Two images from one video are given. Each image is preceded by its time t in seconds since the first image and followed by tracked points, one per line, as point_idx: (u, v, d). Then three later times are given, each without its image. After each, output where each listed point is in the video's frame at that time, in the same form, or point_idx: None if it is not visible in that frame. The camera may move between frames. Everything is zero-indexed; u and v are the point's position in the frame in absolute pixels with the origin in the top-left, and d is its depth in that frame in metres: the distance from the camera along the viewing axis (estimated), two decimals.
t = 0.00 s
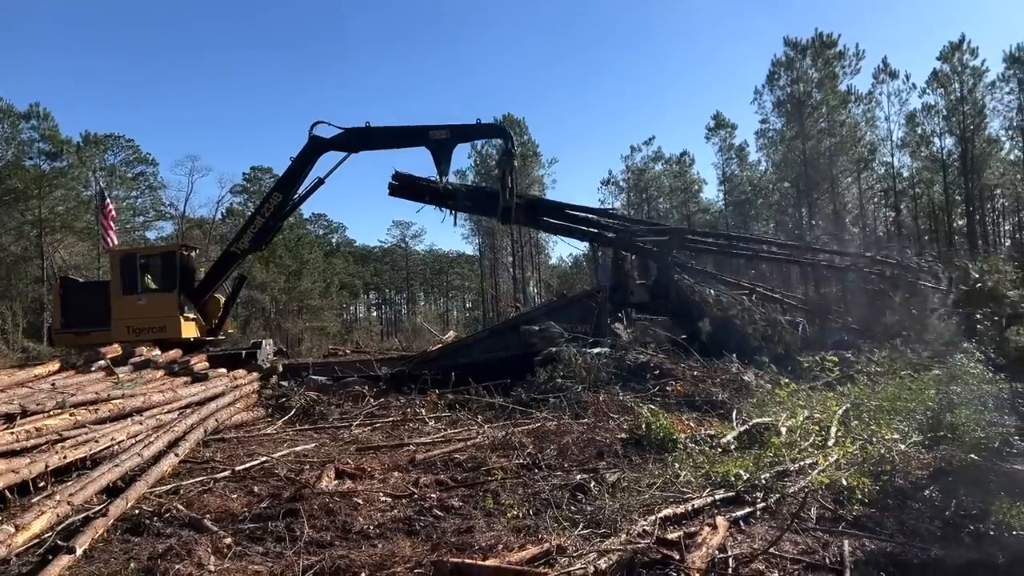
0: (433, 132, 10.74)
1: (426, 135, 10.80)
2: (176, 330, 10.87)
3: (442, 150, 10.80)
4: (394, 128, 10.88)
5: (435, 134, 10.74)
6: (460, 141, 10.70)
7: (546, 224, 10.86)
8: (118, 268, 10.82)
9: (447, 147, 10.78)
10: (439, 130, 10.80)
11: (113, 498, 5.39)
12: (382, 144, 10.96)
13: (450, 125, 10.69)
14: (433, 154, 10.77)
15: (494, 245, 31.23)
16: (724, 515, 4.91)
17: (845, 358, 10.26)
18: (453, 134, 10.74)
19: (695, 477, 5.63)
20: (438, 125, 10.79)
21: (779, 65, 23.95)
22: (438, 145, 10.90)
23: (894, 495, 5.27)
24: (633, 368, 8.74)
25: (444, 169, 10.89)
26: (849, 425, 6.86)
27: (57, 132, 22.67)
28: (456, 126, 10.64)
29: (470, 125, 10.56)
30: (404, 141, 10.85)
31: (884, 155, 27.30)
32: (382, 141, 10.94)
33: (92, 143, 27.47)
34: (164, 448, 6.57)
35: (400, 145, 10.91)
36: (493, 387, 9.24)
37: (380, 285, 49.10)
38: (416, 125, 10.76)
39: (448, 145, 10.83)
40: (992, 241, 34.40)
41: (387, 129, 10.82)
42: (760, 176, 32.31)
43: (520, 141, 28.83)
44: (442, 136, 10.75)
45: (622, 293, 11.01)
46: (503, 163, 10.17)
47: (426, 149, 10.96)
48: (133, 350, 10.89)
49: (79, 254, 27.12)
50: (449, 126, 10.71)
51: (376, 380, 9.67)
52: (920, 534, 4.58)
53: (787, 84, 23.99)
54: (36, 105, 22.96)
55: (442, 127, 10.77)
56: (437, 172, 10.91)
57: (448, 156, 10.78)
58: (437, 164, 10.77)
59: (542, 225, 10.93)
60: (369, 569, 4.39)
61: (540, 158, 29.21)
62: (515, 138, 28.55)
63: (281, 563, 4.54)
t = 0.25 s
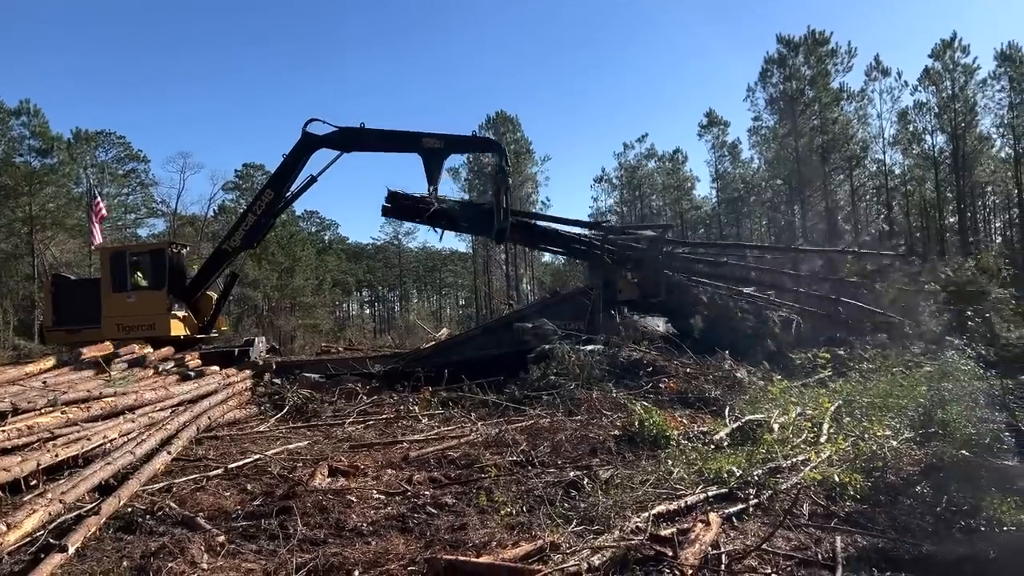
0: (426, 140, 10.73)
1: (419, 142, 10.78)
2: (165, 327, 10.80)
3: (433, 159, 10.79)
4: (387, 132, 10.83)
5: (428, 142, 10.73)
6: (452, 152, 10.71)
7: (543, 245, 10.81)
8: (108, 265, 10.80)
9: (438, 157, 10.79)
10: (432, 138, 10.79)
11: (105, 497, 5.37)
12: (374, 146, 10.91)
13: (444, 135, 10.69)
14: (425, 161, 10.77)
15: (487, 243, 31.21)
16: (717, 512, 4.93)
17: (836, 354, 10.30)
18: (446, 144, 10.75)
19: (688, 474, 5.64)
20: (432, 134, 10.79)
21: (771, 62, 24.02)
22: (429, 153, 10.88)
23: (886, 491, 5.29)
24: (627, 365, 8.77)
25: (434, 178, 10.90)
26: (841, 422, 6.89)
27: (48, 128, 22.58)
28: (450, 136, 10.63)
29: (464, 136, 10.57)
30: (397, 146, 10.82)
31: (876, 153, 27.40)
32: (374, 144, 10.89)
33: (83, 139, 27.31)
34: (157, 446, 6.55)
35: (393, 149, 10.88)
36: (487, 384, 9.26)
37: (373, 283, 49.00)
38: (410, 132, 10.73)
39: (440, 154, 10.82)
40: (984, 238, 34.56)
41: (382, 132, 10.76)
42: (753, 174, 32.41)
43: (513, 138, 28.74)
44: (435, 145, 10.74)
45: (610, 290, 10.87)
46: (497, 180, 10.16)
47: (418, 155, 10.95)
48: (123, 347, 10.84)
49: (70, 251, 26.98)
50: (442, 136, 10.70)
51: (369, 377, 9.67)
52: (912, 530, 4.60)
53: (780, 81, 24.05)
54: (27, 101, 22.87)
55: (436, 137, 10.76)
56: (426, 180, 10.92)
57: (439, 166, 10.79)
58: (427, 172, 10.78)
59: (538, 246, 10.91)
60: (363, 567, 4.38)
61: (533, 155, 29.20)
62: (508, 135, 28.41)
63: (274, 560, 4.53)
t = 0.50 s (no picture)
0: (418, 148, 10.68)
1: (411, 150, 10.72)
2: (157, 323, 10.74)
3: (423, 168, 10.77)
4: (382, 136, 10.68)
5: (420, 150, 10.69)
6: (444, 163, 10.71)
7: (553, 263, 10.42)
8: (101, 263, 10.83)
9: (428, 167, 10.78)
10: (424, 146, 10.74)
11: (101, 494, 5.35)
12: (367, 149, 10.75)
13: (437, 145, 10.69)
14: (415, 169, 10.73)
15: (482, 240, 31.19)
16: (713, 508, 4.95)
17: (831, 351, 10.34)
18: (438, 155, 10.76)
19: (684, 470, 5.65)
20: (423, 144, 10.77)
21: (766, 59, 24.04)
22: (419, 162, 10.84)
23: (881, 487, 5.33)
24: (622, 362, 8.79)
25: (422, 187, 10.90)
26: (836, 418, 6.92)
27: (41, 125, 22.46)
28: (443, 148, 10.61)
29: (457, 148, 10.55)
30: (389, 152, 10.73)
31: (870, 150, 27.49)
32: (368, 146, 10.71)
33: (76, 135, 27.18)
34: (152, 443, 6.54)
35: (385, 154, 10.76)
36: (482, 380, 9.26)
37: (368, 280, 48.95)
38: (404, 139, 10.64)
39: (430, 164, 10.80)
40: (976, 235, 34.70)
41: (377, 135, 10.58)
42: (748, 171, 32.48)
43: (508, 135, 28.62)
44: (427, 154, 10.72)
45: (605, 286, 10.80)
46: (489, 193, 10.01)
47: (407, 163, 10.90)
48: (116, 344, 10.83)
49: (64, 248, 26.86)
50: (435, 147, 10.68)
51: (364, 374, 9.65)
52: (906, 526, 4.63)
53: (775, 78, 24.10)
54: (20, 97, 22.73)
55: (428, 146, 10.75)
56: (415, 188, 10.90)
57: (428, 175, 10.79)
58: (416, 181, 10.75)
59: (545, 262, 10.57)
60: (360, 564, 4.37)
61: (528, 152, 29.18)
62: (504, 132, 28.29)
63: (271, 557, 4.52)
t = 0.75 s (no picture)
0: (406, 144, 10.54)
1: (399, 146, 10.58)
2: (149, 320, 10.65)
3: (410, 164, 10.64)
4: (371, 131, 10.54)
5: (407, 147, 10.55)
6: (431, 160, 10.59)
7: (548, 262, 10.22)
8: (95, 260, 10.81)
9: (416, 164, 10.66)
10: (412, 143, 10.60)
11: (97, 492, 5.34)
12: (355, 143, 10.62)
13: (426, 142, 10.56)
14: (402, 166, 10.60)
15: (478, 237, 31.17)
16: (710, 505, 4.96)
17: (827, 348, 10.37)
18: (426, 152, 10.63)
19: (681, 467, 5.66)
20: (411, 140, 10.62)
21: (762, 56, 24.05)
22: (406, 158, 10.71)
23: (877, 484, 5.35)
24: (619, 359, 8.81)
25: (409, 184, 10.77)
26: (833, 415, 6.95)
27: (35, 121, 22.36)
28: (432, 145, 10.49)
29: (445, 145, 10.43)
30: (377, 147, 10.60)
31: (865, 147, 27.55)
32: (355, 140, 10.59)
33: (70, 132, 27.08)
34: (148, 441, 6.52)
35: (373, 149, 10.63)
36: (479, 377, 9.27)
37: (364, 277, 48.91)
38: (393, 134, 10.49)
39: (417, 160, 10.67)
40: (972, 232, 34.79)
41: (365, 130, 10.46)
42: (743, 167, 32.54)
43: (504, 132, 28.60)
44: (415, 151, 10.59)
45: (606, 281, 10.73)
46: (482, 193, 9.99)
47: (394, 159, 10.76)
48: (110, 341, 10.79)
49: (58, 245, 26.78)
50: (423, 143, 10.56)
51: (361, 371, 9.65)
52: (902, 522, 4.65)
53: (771, 75, 24.13)
54: (14, 93, 22.63)
55: (416, 143, 10.61)
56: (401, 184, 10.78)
57: (415, 172, 10.67)
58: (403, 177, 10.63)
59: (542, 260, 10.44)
60: (358, 561, 4.37)
61: (524, 149, 29.14)
62: (500, 129, 28.31)
63: (269, 555, 4.52)
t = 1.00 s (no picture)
0: (390, 137, 10.43)
1: (384, 138, 10.47)
2: (143, 317, 10.64)
3: (394, 158, 10.53)
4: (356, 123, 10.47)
5: (391, 140, 10.44)
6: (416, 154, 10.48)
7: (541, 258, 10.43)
8: (89, 258, 10.80)
9: (399, 157, 10.54)
10: (398, 137, 10.50)
11: (94, 489, 5.33)
12: (339, 134, 10.54)
13: (410, 136, 10.44)
14: (386, 159, 10.50)
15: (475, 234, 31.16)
16: (708, 502, 4.96)
17: (824, 345, 10.40)
18: (410, 145, 10.50)
19: (678, 464, 5.67)
20: (397, 134, 10.51)
21: (760, 53, 24.09)
22: (392, 152, 10.60)
23: (874, 480, 5.36)
24: (616, 356, 8.82)
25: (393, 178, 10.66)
26: (830, 412, 6.97)
27: (31, 118, 22.27)
28: (415, 138, 10.39)
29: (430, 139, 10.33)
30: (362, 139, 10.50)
31: (862, 144, 27.60)
32: (341, 131, 10.53)
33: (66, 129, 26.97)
34: (145, 438, 6.51)
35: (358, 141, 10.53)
36: (476, 374, 9.28)
37: (361, 274, 48.86)
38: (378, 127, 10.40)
39: (402, 155, 10.56)
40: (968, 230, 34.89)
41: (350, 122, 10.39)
42: (740, 165, 32.58)
43: (502, 129, 28.62)
44: (399, 144, 10.47)
45: (606, 276, 10.66)
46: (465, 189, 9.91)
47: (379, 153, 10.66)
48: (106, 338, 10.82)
49: (54, 243, 26.69)
50: (408, 137, 10.45)
51: (358, 368, 9.66)
52: (900, 519, 4.66)
53: (768, 72, 24.14)
54: (10, 90, 22.53)
55: (400, 137, 10.51)
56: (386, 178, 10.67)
57: (399, 166, 10.55)
58: (387, 171, 10.52)
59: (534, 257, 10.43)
60: (356, 558, 4.36)
61: (522, 146, 29.10)
62: (497, 126, 28.38)
63: (266, 552, 4.52)
